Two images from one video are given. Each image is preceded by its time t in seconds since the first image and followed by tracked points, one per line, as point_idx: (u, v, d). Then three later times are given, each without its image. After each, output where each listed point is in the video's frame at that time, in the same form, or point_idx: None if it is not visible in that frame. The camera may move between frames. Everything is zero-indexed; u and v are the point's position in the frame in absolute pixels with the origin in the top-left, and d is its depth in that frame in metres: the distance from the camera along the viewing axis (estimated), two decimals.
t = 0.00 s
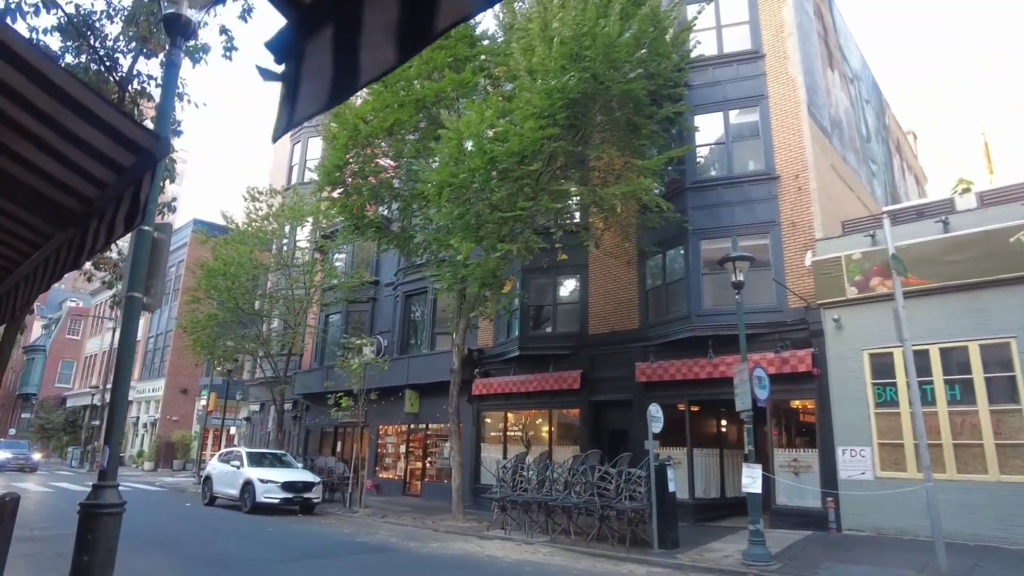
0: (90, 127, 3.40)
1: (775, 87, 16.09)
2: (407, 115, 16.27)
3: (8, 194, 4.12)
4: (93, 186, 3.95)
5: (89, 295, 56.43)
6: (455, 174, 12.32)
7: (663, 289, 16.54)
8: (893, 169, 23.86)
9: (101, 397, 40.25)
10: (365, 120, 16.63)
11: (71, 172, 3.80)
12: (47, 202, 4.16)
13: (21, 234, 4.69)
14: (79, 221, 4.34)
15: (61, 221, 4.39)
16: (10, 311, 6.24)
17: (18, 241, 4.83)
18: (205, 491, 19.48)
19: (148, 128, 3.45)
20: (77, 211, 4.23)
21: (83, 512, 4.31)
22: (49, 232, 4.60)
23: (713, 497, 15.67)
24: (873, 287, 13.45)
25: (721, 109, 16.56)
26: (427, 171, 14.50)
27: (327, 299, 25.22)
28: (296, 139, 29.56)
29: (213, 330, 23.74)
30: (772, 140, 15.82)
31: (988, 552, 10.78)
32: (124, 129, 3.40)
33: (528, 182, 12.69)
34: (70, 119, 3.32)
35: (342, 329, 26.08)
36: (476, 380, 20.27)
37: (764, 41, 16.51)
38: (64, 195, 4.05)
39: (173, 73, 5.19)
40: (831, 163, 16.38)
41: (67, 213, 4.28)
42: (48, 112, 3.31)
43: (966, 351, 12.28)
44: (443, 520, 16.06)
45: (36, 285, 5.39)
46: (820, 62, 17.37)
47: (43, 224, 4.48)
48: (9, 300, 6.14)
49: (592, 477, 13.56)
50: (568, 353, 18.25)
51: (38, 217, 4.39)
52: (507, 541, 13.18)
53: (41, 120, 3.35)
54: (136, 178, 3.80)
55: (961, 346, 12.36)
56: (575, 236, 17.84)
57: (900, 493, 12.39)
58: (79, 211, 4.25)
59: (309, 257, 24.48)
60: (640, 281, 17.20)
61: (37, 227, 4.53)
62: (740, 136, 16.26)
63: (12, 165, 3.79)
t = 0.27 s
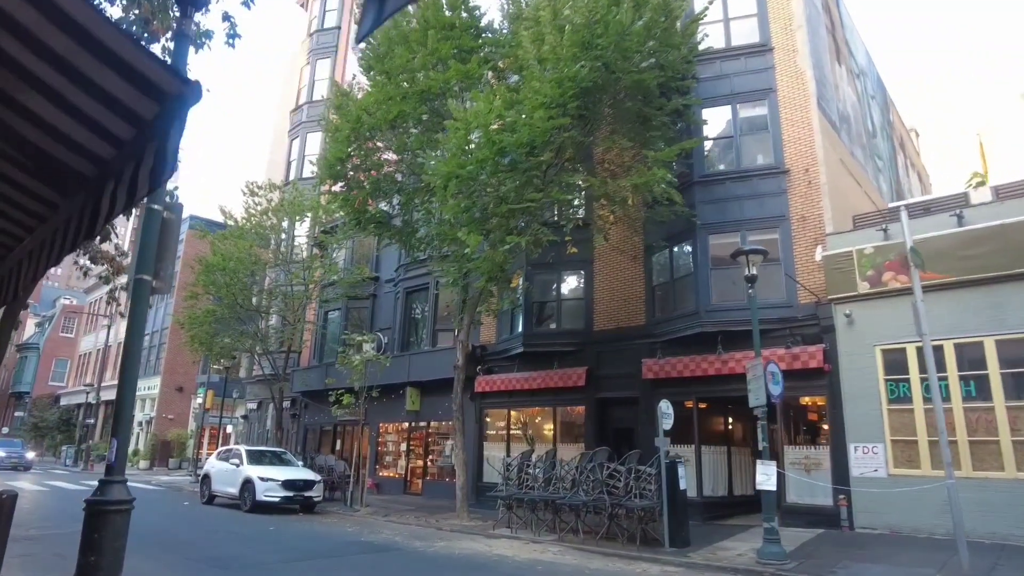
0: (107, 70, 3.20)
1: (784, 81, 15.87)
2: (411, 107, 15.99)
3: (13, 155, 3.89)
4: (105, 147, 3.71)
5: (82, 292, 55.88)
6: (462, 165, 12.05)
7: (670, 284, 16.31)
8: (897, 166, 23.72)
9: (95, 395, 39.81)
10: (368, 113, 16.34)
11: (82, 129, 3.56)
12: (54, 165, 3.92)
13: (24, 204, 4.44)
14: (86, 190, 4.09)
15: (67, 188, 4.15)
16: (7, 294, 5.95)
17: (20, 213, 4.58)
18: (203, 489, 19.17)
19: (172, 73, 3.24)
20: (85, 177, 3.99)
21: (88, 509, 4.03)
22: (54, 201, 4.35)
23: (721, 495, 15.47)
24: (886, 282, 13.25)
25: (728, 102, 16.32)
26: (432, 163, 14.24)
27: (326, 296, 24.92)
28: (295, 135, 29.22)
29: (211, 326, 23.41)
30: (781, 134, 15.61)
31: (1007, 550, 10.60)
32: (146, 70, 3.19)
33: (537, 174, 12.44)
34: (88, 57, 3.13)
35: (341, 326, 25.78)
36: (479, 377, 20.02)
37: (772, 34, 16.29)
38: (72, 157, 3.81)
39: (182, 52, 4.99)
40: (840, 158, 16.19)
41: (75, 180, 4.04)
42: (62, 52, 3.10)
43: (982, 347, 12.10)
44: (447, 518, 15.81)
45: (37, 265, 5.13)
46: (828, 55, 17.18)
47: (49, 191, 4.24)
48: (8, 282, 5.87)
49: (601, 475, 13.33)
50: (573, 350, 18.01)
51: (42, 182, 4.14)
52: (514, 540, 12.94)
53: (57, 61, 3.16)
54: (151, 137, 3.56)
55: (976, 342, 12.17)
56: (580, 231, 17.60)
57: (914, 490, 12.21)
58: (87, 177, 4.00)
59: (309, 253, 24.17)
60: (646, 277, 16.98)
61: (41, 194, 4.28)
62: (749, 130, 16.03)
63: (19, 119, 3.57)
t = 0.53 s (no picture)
0: (123, 28, 2.90)
1: (794, 76, 15.64)
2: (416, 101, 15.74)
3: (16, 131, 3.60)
4: (120, 123, 3.43)
5: (79, 291, 55.53)
6: (470, 160, 11.79)
7: (679, 283, 16.09)
8: (903, 164, 23.55)
9: (91, 394, 39.42)
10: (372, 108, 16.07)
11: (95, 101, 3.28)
12: (61, 144, 3.63)
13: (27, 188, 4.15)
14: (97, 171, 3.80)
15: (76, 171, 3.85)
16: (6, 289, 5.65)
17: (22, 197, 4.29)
18: (203, 491, 18.90)
19: (203, 32, 2.94)
20: (96, 156, 3.70)
21: (96, 523, 3.78)
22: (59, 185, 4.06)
23: (730, 496, 15.26)
24: (900, 280, 13.04)
25: (737, 98, 16.09)
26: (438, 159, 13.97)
27: (327, 295, 24.63)
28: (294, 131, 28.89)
29: (210, 325, 23.10)
30: (792, 130, 15.38)
31: None
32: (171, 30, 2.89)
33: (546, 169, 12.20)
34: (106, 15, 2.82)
35: (342, 325, 25.50)
36: (482, 377, 19.77)
37: (782, 29, 16.05)
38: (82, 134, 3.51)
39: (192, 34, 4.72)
40: (851, 155, 15.97)
41: (86, 161, 3.75)
42: (75, 9, 2.78)
43: (999, 347, 11.90)
44: (452, 520, 15.56)
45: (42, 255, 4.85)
46: (837, 51, 16.96)
47: (55, 175, 3.95)
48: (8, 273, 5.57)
49: (610, 477, 13.09)
50: (579, 349, 17.77)
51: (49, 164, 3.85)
52: (522, 544, 12.70)
53: (67, 22, 2.85)
54: (177, 110, 3.29)
55: (993, 342, 11.97)
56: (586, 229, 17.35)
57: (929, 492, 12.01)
58: (98, 156, 3.70)
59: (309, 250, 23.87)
60: (653, 275, 16.75)
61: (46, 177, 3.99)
62: (759, 126, 15.80)
63: (24, 92, 3.26)
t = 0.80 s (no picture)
0: None
1: (806, 72, 15.46)
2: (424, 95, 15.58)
3: (45, 97, 3.38)
4: (161, 84, 3.22)
5: (77, 288, 55.22)
6: (482, 153, 11.58)
7: (689, 281, 15.91)
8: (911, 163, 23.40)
9: (89, 392, 39.13)
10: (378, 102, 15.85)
11: (137, 59, 3.08)
12: (93, 109, 3.42)
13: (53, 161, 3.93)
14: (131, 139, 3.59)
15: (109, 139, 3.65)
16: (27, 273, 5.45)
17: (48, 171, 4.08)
18: (204, 490, 18.68)
19: None
20: (131, 122, 3.49)
21: (115, 524, 3.58)
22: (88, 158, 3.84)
23: (740, 497, 15.08)
24: (915, 278, 12.87)
25: (748, 94, 15.91)
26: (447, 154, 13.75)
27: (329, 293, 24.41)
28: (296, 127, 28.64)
29: (212, 322, 22.86)
30: (804, 126, 15.19)
31: None
32: None
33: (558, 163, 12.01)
34: None
35: (344, 323, 25.29)
36: (488, 376, 19.58)
37: (793, 24, 15.87)
38: (120, 97, 3.30)
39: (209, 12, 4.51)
40: (863, 152, 15.79)
41: (121, 126, 3.54)
42: None
43: (1017, 346, 11.74)
44: (458, 520, 15.36)
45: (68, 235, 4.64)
46: (848, 47, 16.79)
47: (83, 146, 3.73)
48: (28, 257, 5.37)
49: (621, 477, 12.91)
50: (586, 348, 17.58)
51: (78, 134, 3.63)
52: (532, 544, 12.51)
53: None
54: (224, 65, 3.04)
55: (1011, 341, 11.81)
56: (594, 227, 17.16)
57: (945, 493, 11.84)
58: (133, 122, 3.50)
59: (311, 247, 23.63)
60: (662, 273, 16.57)
61: (74, 149, 3.77)
62: (770, 122, 15.62)
63: (55, 50, 3.04)
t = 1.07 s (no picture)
0: None
1: (814, 72, 15.30)
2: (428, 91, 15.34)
3: (47, 85, 3.09)
4: (173, 76, 2.95)
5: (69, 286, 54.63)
6: (491, 150, 11.37)
7: (696, 282, 15.72)
8: (914, 165, 23.35)
9: (82, 392, 38.70)
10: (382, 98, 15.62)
11: (146, 40, 2.78)
12: (98, 102, 3.13)
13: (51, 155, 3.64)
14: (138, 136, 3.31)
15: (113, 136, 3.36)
16: (16, 273, 5.16)
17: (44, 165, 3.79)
18: (201, 492, 18.35)
19: None
20: (139, 117, 3.20)
21: (129, 540, 3.32)
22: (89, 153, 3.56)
23: (747, 500, 14.89)
24: (927, 280, 12.72)
25: (756, 94, 15.74)
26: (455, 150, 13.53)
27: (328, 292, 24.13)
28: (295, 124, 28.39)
29: (209, 322, 22.54)
30: (813, 127, 15.03)
31: None
32: None
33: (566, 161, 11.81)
34: None
35: (343, 323, 25.02)
36: (489, 377, 19.35)
37: (802, 23, 15.71)
38: (128, 89, 3.02)
39: None
40: (871, 153, 15.65)
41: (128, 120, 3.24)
42: None
43: None
44: (461, 524, 15.11)
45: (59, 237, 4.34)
46: (856, 47, 16.67)
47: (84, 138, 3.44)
48: (20, 257, 5.05)
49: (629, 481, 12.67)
50: (590, 349, 17.38)
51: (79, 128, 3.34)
52: (539, 549, 12.27)
53: None
54: (253, 49, 2.72)
55: None
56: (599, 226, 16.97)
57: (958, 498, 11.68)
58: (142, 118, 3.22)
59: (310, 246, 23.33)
60: (667, 274, 16.39)
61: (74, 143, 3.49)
62: (778, 122, 15.46)
63: (58, 29, 2.74)
